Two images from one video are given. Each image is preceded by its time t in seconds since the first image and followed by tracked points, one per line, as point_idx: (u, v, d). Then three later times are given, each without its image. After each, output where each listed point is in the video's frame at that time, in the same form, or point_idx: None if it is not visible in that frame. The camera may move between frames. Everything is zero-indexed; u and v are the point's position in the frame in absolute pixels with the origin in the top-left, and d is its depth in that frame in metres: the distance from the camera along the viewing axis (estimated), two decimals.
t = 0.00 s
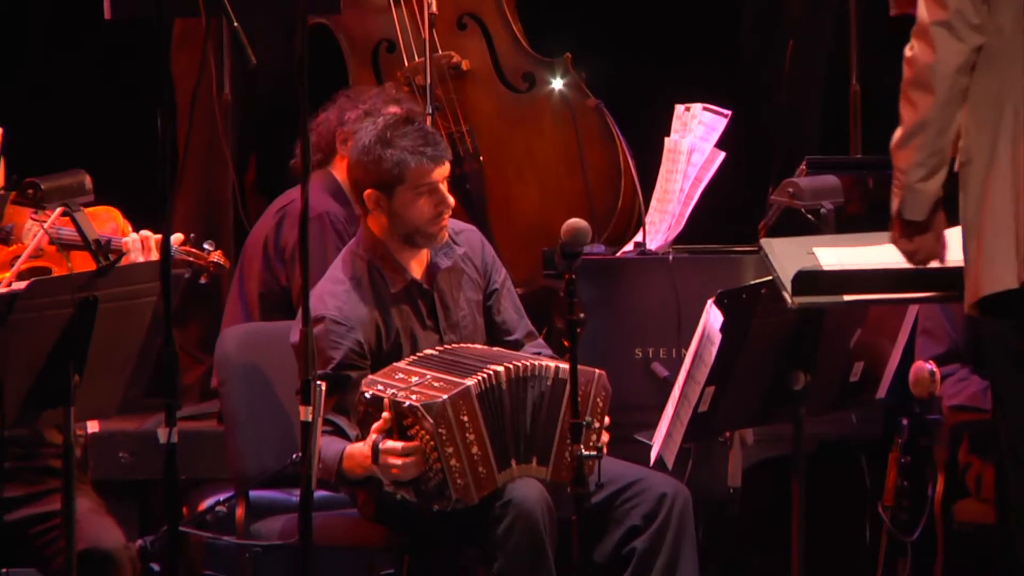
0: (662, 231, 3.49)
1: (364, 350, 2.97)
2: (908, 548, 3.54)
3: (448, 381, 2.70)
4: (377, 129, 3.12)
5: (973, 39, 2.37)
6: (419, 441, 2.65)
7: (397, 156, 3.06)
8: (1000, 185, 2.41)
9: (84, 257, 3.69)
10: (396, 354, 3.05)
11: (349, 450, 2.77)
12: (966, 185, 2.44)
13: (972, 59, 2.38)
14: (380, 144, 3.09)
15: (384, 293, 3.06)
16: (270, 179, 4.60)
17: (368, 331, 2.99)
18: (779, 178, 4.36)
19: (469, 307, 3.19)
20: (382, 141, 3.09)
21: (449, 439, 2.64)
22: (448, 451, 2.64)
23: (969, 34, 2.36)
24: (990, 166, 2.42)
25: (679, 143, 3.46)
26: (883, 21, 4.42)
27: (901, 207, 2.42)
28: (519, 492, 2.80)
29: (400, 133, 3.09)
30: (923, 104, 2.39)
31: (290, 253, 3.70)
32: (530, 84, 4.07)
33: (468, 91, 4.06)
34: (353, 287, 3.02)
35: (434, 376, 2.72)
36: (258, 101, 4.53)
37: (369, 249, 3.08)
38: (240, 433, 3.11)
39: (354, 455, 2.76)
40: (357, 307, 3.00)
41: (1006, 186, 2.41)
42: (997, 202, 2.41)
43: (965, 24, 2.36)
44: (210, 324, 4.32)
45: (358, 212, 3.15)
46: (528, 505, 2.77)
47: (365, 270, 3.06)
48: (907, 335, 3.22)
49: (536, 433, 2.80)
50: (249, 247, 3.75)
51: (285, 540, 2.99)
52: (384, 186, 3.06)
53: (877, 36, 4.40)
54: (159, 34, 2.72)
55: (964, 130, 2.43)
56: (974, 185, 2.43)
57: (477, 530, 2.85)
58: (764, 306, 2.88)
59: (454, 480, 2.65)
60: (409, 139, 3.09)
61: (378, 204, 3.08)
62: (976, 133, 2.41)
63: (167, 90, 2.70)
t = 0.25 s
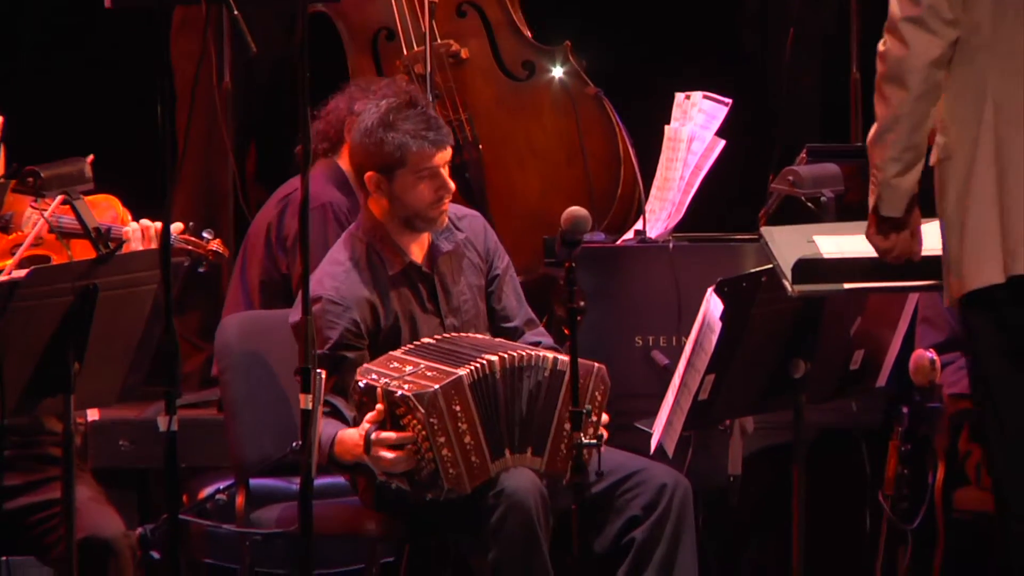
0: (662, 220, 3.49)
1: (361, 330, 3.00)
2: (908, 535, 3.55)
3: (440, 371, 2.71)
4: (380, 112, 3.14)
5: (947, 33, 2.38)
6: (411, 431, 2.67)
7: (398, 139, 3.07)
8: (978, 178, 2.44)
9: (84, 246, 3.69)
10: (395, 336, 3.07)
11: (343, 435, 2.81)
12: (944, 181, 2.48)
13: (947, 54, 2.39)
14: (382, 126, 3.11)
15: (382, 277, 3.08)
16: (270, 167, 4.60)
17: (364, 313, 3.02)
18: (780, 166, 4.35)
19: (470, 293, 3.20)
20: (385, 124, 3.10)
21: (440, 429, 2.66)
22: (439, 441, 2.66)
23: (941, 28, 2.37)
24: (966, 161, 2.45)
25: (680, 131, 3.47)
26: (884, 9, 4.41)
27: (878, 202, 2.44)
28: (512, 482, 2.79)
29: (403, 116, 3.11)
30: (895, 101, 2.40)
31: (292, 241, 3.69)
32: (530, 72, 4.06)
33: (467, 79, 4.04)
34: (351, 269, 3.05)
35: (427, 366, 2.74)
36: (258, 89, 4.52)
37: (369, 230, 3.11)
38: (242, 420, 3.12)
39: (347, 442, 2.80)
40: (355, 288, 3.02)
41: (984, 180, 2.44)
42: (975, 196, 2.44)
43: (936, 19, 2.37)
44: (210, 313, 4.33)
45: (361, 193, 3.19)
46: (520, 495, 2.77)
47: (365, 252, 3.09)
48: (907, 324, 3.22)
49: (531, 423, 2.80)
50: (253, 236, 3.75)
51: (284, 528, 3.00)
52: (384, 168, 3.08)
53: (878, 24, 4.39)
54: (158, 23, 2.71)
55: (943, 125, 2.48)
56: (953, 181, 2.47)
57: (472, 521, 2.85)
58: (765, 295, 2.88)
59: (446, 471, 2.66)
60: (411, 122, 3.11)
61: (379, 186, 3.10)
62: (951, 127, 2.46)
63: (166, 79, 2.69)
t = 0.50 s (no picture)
0: (660, 205, 3.50)
1: (356, 306, 3.03)
2: (905, 521, 3.55)
3: (431, 359, 2.72)
4: (383, 91, 3.19)
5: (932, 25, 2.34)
6: (400, 419, 2.67)
7: (399, 118, 3.12)
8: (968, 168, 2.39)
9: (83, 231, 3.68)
10: (392, 313, 3.11)
11: (338, 422, 2.81)
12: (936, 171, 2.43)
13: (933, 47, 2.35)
14: (386, 105, 3.16)
15: (379, 255, 3.12)
16: (269, 153, 4.60)
17: (360, 287, 3.05)
18: (779, 152, 4.35)
19: (470, 274, 3.25)
20: (388, 102, 3.16)
21: (430, 418, 2.66)
22: (429, 429, 2.66)
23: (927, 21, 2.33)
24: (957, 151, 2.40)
25: (678, 117, 3.49)
26: None
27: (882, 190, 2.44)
28: (503, 470, 2.82)
29: (406, 96, 3.16)
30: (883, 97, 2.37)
31: (292, 228, 3.71)
32: (529, 58, 4.05)
33: (466, 64, 4.03)
34: (349, 244, 3.10)
35: (418, 354, 2.75)
36: (258, 76, 4.52)
37: (369, 207, 3.16)
38: (241, 406, 3.13)
39: (340, 429, 2.80)
40: (351, 264, 3.06)
41: (975, 170, 2.38)
42: (966, 186, 2.39)
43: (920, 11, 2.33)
44: (209, 298, 4.33)
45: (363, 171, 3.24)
46: (512, 483, 2.80)
47: (364, 229, 3.13)
48: (906, 309, 3.22)
49: (524, 411, 2.81)
50: (251, 225, 3.76)
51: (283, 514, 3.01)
52: (385, 146, 3.13)
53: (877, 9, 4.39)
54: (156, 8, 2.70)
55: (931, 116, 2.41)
56: (944, 171, 2.42)
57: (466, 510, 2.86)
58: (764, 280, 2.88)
59: (436, 459, 2.67)
60: (414, 102, 3.15)
61: (379, 164, 3.16)
62: (941, 116, 2.41)
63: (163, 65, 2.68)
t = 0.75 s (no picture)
0: (663, 198, 3.49)
1: (358, 293, 3.04)
2: (907, 514, 3.55)
3: (431, 352, 2.73)
4: (390, 80, 3.22)
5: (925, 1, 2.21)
6: (399, 412, 2.66)
7: (405, 106, 3.15)
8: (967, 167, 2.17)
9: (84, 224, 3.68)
10: (394, 303, 3.11)
11: (339, 414, 2.82)
12: (932, 168, 2.22)
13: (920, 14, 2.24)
14: (392, 94, 3.19)
15: (382, 244, 3.13)
16: (272, 147, 4.60)
17: (362, 274, 3.06)
18: (781, 145, 4.34)
19: (476, 267, 3.25)
20: (394, 91, 3.19)
21: (429, 410, 2.66)
22: (427, 421, 2.66)
23: None
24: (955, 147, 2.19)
25: (681, 110, 3.47)
26: None
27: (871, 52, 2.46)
28: (503, 463, 2.81)
29: (412, 85, 3.19)
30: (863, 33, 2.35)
31: (296, 232, 3.73)
32: (532, 52, 4.06)
33: (468, 58, 4.03)
34: (353, 232, 3.11)
35: (418, 347, 2.75)
36: (260, 68, 4.52)
37: (374, 196, 3.18)
38: (242, 399, 3.14)
39: (341, 421, 2.81)
40: (353, 251, 3.08)
41: (975, 168, 2.17)
42: (964, 185, 2.17)
43: None
44: (211, 291, 4.33)
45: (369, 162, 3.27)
46: (511, 476, 2.80)
47: (368, 218, 3.15)
48: (908, 302, 3.20)
49: (526, 404, 2.82)
50: (251, 224, 3.77)
51: (285, 507, 3.01)
52: (391, 135, 3.15)
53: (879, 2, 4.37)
54: None
55: (931, 105, 2.22)
56: (940, 169, 2.21)
57: (466, 503, 2.85)
58: (767, 272, 2.87)
59: (434, 452, 2.67)
60: (421, 91, 3.18)
61: (384, 152, 3.18)
62: (937, 109, 2.21)
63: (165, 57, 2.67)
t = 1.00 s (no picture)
0: (662, 189, 3.51)
1: (358, 280, 3.07)
2: (907, 505, 3.55)
3: (430, 345, 2.72)
4: (397, 67, 3.24)
5: None
6: (400, 405, 2.66)
7: (411, 95, 3.16)
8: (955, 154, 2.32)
9: (83, 215, 3.67)
10: (395, 291, 3.13)
11: (341, 409, 2.82)
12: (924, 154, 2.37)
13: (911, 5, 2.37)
14: (399, 81, 3.20)
15: (383, 232, 3.16)
16: (271, 137, 4.60)
17: (363, 261, 3.09)
18: (781, 136, 4.34)
19: (479, 256, 3.26)
20: (402, 79, 3.20)
21: (429, 404, 2.66)
22: (428, 414, 2.66)
23: None
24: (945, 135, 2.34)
25: (681, 101, 3.47)
26: None
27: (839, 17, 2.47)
28: (505, 454, 2.81)
29: (419, 74, 3.20)
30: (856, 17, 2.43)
31: (291, 230, 3.73)
32: (532, 42, 4.05)
33: (468, 49, 4.03)
34: (355, 219, 3.15)
35: (418, 340, 2.75)
36: (259, 59, 4.52)
37: (378, 184, 3.20)
38: (242, 389, 3.13)
39: (343, 416, 2.80)
40: (353, 238, 3.10)
41: (963, 156, 2.31)
42: (952, 173, 2.32)
43: None
44: (211, 282, 4.33)
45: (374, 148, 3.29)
46: (513, 467, 2.79)
47: (371, 205, 3.18)
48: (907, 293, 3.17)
49: (527, 396, 2.83)
50: (248, 218, 3.78)
51: (285, 497, 3.01)
52: (396, 122, 3.17)
53: None
54: None
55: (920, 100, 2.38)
56: (931, 154, 2.36)
57: (468, 494, 2.86)
58: (766, 263, 2.87)
59: (438, 446, 2.68)
60: (428, 79, 3.19)
61: (389, 140, 3.20)
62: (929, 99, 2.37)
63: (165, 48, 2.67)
